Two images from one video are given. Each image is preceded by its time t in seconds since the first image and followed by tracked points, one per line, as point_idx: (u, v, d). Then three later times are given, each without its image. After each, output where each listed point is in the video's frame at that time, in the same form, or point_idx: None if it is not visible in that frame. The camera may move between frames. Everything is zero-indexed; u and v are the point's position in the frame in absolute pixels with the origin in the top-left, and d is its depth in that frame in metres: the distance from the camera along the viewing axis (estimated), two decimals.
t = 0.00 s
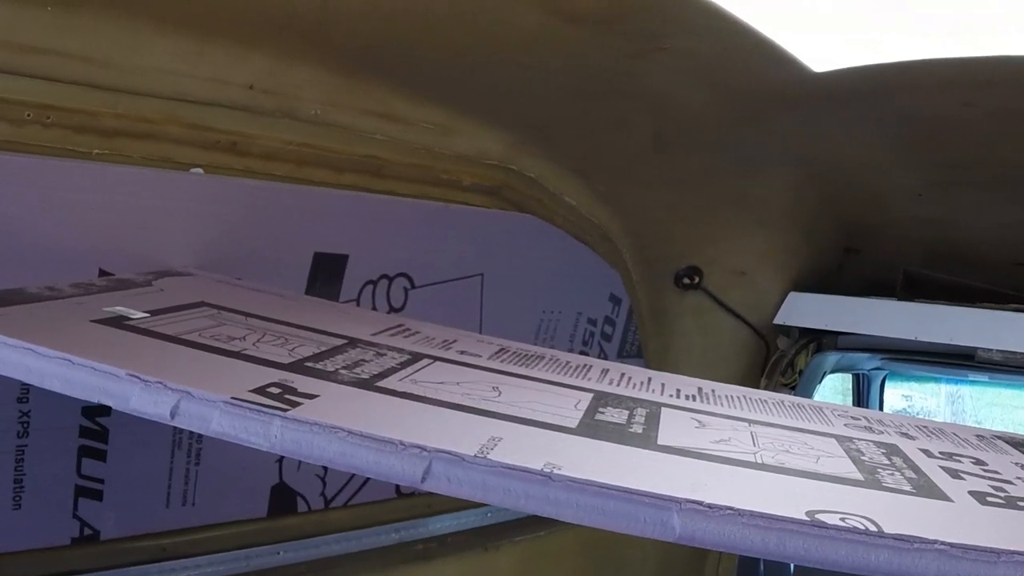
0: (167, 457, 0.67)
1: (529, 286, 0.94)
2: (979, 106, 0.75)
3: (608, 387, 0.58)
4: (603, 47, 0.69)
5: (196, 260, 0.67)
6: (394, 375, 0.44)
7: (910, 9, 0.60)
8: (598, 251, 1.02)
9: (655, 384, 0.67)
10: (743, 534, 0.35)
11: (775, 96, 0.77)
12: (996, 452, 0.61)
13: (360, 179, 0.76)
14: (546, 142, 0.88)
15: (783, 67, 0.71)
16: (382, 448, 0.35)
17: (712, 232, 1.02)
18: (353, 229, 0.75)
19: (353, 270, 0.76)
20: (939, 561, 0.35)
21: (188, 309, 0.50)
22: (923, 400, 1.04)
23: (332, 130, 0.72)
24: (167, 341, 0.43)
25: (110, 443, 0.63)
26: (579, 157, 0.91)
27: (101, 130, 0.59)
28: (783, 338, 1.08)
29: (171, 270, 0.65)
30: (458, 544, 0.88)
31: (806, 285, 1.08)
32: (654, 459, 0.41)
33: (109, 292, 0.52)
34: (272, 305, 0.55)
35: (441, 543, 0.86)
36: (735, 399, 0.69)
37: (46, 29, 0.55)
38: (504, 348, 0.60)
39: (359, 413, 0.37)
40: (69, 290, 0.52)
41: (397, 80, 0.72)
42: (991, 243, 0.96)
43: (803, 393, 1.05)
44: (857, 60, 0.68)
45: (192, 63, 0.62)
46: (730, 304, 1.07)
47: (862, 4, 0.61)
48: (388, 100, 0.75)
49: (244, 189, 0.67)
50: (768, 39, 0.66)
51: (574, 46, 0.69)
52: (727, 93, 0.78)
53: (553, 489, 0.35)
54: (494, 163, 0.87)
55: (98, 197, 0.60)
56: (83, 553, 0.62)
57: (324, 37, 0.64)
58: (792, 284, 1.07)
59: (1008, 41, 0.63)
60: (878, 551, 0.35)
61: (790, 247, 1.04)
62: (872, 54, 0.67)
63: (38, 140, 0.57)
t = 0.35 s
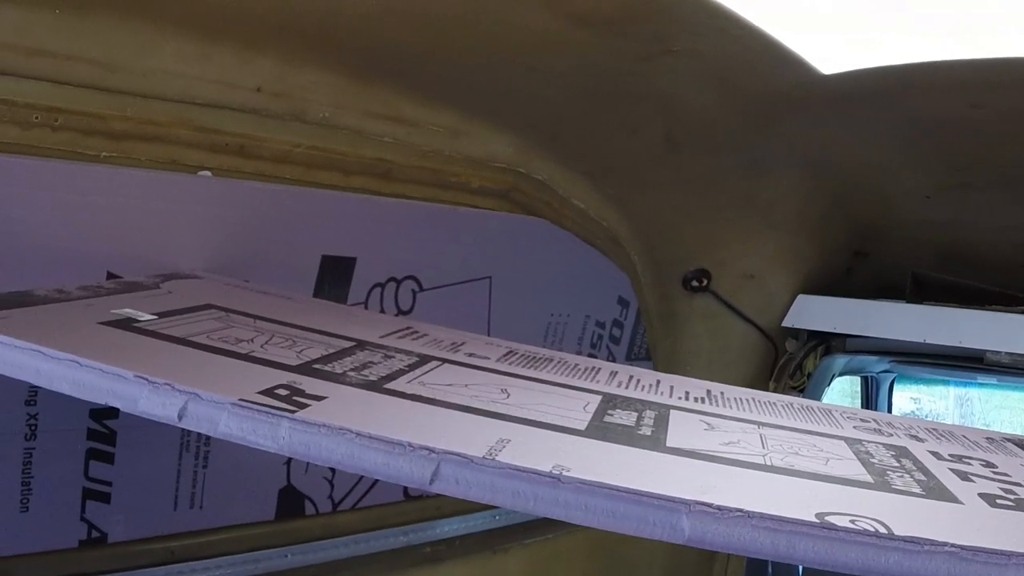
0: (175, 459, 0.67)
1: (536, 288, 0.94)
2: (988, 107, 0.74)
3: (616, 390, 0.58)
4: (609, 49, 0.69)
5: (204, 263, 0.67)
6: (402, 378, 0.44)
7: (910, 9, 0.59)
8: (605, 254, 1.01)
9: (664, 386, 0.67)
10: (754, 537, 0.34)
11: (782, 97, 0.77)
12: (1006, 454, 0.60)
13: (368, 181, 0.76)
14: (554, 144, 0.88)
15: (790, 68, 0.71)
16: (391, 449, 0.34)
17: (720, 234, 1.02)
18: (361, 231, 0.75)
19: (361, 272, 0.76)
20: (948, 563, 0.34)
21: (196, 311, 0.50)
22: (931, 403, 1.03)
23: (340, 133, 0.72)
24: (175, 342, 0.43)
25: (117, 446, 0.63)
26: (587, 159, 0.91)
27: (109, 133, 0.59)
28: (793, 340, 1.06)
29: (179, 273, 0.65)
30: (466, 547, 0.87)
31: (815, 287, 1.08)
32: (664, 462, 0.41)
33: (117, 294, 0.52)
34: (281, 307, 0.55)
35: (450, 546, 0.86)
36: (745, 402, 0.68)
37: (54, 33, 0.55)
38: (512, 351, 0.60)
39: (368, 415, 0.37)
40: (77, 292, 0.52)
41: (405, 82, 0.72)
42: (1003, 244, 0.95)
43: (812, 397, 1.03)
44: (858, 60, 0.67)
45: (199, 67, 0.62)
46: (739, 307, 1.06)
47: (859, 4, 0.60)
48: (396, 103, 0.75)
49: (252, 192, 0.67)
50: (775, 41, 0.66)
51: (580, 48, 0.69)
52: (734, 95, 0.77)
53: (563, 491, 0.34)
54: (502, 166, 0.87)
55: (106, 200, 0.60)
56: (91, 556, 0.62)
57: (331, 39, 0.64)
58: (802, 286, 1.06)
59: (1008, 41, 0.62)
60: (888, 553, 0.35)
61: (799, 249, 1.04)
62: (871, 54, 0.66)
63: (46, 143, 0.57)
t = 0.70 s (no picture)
0: (176, 462, 0.67)
1: (538, 290, 0.94)
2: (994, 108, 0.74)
3: (617, 393, 0.58)
4: (611, 51, 0.69)
5: (205, 264, 0.67)
6: (402, 381, 0.44)
7: (910, 10, 0.58)
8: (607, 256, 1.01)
9: (665, 389, 0.67)
10: (753, 541, 0.34)
11: (784, 99, 0.76)
12: (1009, 458, 0.60)
13: (370, 183, 0.76)
14: (557, 146, 0.88)
15: (792, 71, 0.71)
16: (390, 453, 0.34)
17: (723, 236, 1.02)
18: (363, 233, 0.75)
19: (362, 274, 0.76)
20: (950, 568, 0.34)
21: (196, 313, 0.50)
22: (935, 405, 1.02)
23: (341, 134, 0.72)
24: (175, 345, 0.43)
25: (118, 448, 0.63)
26: (589, 160, 0.90)
27: (110, 134, 0.60)
28: (794, 342, 1.06)
29: (181, 274, 0.65)
30: (468, 549, 0.87)
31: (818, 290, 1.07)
32: (665, 466, 0.41)
33: (118, 296, 0.52)
34: (282, 309, 0.55)
35: (451, 549, 0.86)
36: (747, 405, 0.68)
37: (56, 35, 0.55)
38: (513, 354, 0.60)
39: (367, 418, 0.37)
40: (78, 294, 0.52)
41: (407, 84, 0.72)
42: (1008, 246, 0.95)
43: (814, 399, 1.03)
44: (857, 60, 0.66)
45: (200, 68, 0.62)
46: (742, 309, 1.06)
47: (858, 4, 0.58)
48: (398, 105, 0.75)
49: (254, 193, 0.68)
50: (778, 43, 0.66)
51: (582, 49, 0.69)
52: (737, 96, 0.77)
53: (562, 495, 0.34)
54: (504, 167, 0.87)
55: (107, 202, 0.60)
56: (91, 558, 0.63)
57: (333, 40, 0.64)
58: (804, 289, 1.06)
59: (1007, 41, 0.61)
60: (889, 558, 0.35)
61: (801, 252, 1.04)
62: (871, 55, 0.64)
63: (47, 145, 0.57)
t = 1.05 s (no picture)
0: (173, 462, 0.67)
1: (537, 291, 0.94)
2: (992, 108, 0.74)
3: (612, 393, 0.58)
4: (609, 52, 0.69)
5: (203, 265, 0.67)
6: (396, 381, 0.44)
7: (910, 9, 0.59)
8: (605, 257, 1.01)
9: (661, 389, 0.67)
10: (744, 541, 0.35)
11: (779, 100, 0.77)
12: (1005, 458, 0.60)
13: (368, 184, 0.76)
14: (554, 147, 0.88)
15: (790, 71, 0.71)
16: (381, 453, 0.35)
17: (721, 237, 1.02)
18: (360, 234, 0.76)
19: (360, 275, 0.76)
20: (943, 569, 0.34)
21: (192, 314, 0.50)
22: (936, 405, 1.02)
23: (338, 135, 0.73)
24: (169, 346, 0.43)
25: (115, 448, 0.64)
26: (587, 161, 0.91)
27: (107, 135, 0.60)
28: (793, 343, 1.06)
29: (179, 275, 0.65)
30: (466, 549, 0.87)
31: (816, 291, 1.07)
32: (659, 467, 0.41)
33: (114, 296, 0.52)
34: (279, 310, 0.56)
35: (449, 550, 0.86)
36: (742, 405, 0.68)
37: (54, 37, 0.56)
38: (509, 354, 0.60)
39: (360, 418, 0.37)
40: (74, 295, 0.52)
41: (405, 86, 0.73)
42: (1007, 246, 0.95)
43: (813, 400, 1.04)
44: (857, 60, 0.67)
45: (197, 70, 0.63)
46: (741, 309, 1.06)
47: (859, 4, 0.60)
48: (396, 106, 0.75)
49: (253, 194, 0.68)
50: (776, 44, 0.66)
51: (579, 49, 0.69)
52: (732, 98, 0.78)
53: (553, 495, 0.35)
54: (502, 168, 0.87)
55: (105, 202, 0.60)
56: (88, 558, 0.63)
57: (330, 41, 0.64)
58: (802, 290, 1.06)
59: (1008, 42, 0.62)
60: (881, 559, 0.35)
61: (800, 252, 1.04)
62: (871, 54, 0.66)
63: (44, 145, 0.58)
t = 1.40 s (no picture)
0: (164, 464, 0.67)
1: (525, 294, 0.95)
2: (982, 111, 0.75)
3: (601, 394, 0.58)
4: (601, 52, 0.69)
5: (194, 267, 0.68)
6: (386, 383, 0.44)
7: (910, 9, 0.62)
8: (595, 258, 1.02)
9: (651, 390, 0.68)
10: (733, 542, 0.35)
11: (772, 100, 0.77)
12: (994, 459, 0.61)
13: (359, 185, 0.76)
14: (545, 149, 0.88)
15: (781, 72, 0.71)
16: (371, 454, 0.35)
17: (712, 239, 1.02)
18: (351, 235, 0.76)
19: (351, 276, 0.77)
20: (930, 570, 0.35)
21: (182, 315, 0.50)
22: (927, 406, 1.03)
23: (329, 137, 0.72)
24: (159, 347, 0.43)
25: (106, 449, 0.64)
26: (579, 162, 0.91)
27: (98, 136, 0.60)
28: (785, 344, 1.07)
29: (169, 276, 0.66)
30: (458, 550, 0.88)
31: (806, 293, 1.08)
32: (648, 468, 0.41)
33: (105, 297, 0.52)
34: (270, 311, 0.56)
35: (441, 550, 0.87)
36: (732, 406, 0.69)
37: (44, 36, 0.56)
38: (499, 355, 0.60)
39: (349, 419, 0.37)
40: (64, 296, 0.52)
41: (396, 87, 0.73)
42: (998, 247, 0.95)
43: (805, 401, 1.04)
44: (855, 61, 0.68)
45: (188, 71, 0.63)
46: (732, 310, 1.07)
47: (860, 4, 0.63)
48: (387, 107, 0.75)
49: (244, 195, 0.68)
50: (765, 44, 0.67)
51: (570, 49, 0.69)
52: (725, 98, 0.78)
53: (542, 496, 0.35)
54: (494, 170, 0.87)
55: (95, 204, 0.61)
56: (79, 559, 0.63)
57: (322, 41, 0.64)
58: (792, 292, 1.07)
59: (1008, 42, 0.64)
60: (870, 560, 0.35)
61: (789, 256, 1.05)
62: (871, 55, 0.67)
63: (35, 146, 0.57)
